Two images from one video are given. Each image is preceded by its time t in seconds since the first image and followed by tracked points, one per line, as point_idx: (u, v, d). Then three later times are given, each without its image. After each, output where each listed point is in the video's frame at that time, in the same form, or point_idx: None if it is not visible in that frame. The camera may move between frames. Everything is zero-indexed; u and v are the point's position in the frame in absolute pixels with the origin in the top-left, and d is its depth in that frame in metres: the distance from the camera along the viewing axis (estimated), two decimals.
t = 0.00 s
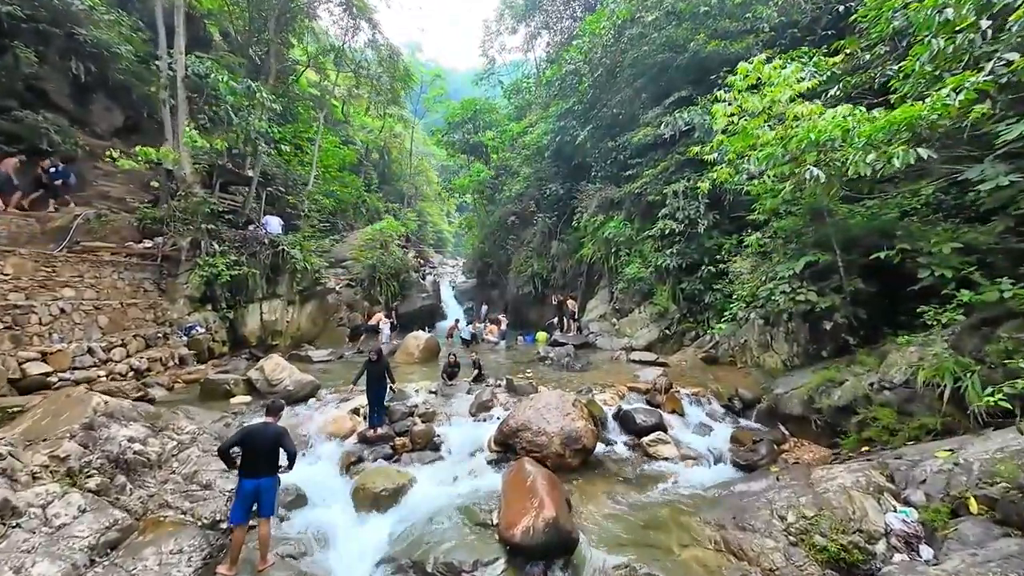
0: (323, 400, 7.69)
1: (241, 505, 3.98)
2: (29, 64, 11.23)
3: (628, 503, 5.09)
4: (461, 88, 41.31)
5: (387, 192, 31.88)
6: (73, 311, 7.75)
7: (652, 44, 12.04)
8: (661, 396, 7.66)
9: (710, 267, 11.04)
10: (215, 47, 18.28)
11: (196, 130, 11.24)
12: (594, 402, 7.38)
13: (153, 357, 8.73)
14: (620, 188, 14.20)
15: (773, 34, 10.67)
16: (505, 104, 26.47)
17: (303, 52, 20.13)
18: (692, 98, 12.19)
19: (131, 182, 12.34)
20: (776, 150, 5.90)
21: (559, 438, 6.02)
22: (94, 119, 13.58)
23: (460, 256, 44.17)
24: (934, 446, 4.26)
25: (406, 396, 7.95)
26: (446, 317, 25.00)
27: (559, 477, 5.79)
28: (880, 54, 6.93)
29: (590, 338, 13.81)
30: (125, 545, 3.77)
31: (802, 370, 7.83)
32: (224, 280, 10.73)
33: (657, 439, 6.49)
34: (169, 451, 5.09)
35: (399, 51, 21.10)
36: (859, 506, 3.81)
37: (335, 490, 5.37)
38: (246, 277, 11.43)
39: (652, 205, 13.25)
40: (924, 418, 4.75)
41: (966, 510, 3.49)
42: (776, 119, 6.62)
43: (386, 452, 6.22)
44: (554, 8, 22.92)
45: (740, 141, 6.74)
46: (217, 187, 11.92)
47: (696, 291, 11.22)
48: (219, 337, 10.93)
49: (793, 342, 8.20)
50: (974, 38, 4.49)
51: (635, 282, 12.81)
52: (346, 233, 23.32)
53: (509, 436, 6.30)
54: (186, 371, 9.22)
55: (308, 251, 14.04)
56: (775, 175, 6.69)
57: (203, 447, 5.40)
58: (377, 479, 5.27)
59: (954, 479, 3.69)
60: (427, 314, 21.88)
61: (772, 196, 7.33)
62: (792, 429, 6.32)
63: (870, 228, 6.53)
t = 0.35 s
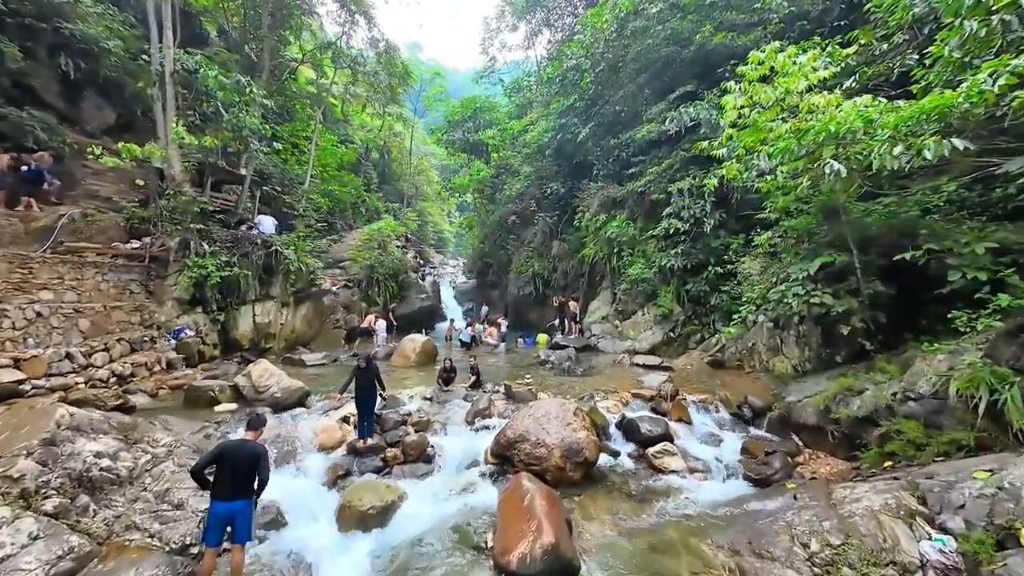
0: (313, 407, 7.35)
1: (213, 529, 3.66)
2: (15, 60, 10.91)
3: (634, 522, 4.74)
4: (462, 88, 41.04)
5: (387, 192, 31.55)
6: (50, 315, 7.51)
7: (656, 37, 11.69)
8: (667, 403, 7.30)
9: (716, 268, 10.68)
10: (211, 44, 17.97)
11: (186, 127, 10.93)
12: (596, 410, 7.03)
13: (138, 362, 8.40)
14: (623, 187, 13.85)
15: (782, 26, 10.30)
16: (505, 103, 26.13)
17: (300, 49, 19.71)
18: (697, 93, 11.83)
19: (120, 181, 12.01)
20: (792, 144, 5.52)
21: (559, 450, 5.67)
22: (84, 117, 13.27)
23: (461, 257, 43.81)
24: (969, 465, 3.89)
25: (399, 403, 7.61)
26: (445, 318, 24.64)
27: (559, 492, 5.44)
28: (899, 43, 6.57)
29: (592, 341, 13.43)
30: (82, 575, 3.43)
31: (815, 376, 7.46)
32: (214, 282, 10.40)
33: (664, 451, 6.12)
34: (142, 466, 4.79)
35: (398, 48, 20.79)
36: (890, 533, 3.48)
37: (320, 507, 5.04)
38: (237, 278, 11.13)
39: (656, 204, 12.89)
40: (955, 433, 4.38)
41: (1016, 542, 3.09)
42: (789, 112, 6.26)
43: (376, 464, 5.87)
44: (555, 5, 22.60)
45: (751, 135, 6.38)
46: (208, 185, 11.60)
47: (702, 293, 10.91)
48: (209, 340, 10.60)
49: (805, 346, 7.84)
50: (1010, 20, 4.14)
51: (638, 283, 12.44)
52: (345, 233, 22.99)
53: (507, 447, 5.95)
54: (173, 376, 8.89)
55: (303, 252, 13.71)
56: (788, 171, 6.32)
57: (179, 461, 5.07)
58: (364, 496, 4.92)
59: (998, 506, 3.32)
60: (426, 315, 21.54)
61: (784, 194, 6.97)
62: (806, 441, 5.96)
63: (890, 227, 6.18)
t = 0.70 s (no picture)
0: (302, 416, 7.02)
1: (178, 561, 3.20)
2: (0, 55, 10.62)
3: (641, 545, 4.37)
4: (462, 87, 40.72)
5: (386, 191, 31.25)
6: (24, 319, 7.19)
7: (661, 30, 11.32)
8: (673, 412, 6.94)
9: (723, 269, 10.31)
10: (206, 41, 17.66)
11: (175, 123, 10.60)
12: (598, 419, 6.66)
13: (121, 367, 8.10)
14: (625, 185, 13.48)
15: (792, 17, 9.90)
16: (506, 101, 25.78)
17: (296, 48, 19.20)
18: (703, 88, 11.45)
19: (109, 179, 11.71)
20: (811, 136, 5.13)
21: (559, 464, 5.30)
22: (74, 114, 12.97)
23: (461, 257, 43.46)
24: (1012, 488, 3.51)
25: (392, 411, 7.26)
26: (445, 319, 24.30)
27: (559, 509, 5.08)
28: (921, 30, 6.19)
29: (594, 344, 13.08)
30: None
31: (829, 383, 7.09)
32: (203, 284, 10.08)
33: (670, 464, 5.73)
34: (109, 483, 4.46)
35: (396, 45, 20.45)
36: (929, 567, 3.06)
37: (301, 528, 4.71)
38: (228, 280, 10.86)
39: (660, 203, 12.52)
40: (992, 450, 4.02)
41: None
42: (805, 103, 5.87)
43: (364, 478, 5.52)
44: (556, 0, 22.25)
45: (763, 129, 6.00)
46: (198, 184, 11.28)
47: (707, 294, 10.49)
48: (198, 343, 10.27)
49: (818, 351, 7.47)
50: None
51: (642, 283, 12.08)
52: (343, 233, 22.68)
53: (503, 460, 5.59)
54: (159, 382, 8.58)
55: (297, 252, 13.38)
56: (803, 165, 5.93)
57: (150, 478, 4.73)
58: (348, 516, 4.58)
59: None
60: (426, 316, 21.20)
61: (798, 190, 6.60)
62: (822, 453, 5.60)
63: (910, 225, 5.82)
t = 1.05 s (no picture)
0: (289, 426, 6.68)
1: None
2: None
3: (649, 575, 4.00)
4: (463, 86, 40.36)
5: (386, 191, 30.91)
6: None
7: (666, 21, 10.94)
8: (679, 422, 6.55)
9: (731, 270, 9.90)
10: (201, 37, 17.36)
11: (164, 120, 10.27)
12: (600, 429, 6.28)
13: (102, 374, 7.80)
14: (629, 183, 13.08)
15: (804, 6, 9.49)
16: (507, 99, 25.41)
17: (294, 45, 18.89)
18: (709, 82, 11.05)
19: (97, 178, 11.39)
20: (833, 126, 4.74)
21: (558, 481, 4.92)
22: (63, 112, 12.66)
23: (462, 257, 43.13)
24: None
25: (383, 421, 6.90)
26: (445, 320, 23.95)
27: (559, 531, 4.71)
28: (946, 15, 5.80)
29: (596, 346, 12.69)
30: None
31: (846, 391, 6.68)
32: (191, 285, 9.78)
33: (678, 479, 5.34)
34: (69, 504, 4.14)
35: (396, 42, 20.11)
36: None
37: (279, 552, 4.37)
38: (218, 281, 10.56)
39: (664, 202, 12.13)
40: None
41: None
42: (823, 91, 5.47)
43: (350, 494, 5.17)
44: None
45: (778, 120, 5.61)
46: (189, 182, 10.94)
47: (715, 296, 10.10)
48: (187, 347, 9.94)
49: (834, 357, 7.06)
50: None
51: (645, 285, 11.68)
52: (341, 233, 22.36)
53: (499, 477, 5.22)
54: (143, 388, 8.25)
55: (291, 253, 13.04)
56: (821, 159, 5.54)
57: (116, 497, 4.39)
58: (327, 540, 4.26)
59: None
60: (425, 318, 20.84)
61: (815, 185, 6.20)
62: (842, 469, 5.22)
63: (935, 223, 5.44)
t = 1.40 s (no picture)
0: (273, 436, 6.30)
1: None
2: None
3: None
4: (464, 84, 39.96)
5: (387, 190, 30.58)
6: None
7: (672, 11, 10.53)
8: (688, 433, 6.13)
9: (740, 270, 9.47)
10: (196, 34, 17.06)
11: (152, 116, 9.92)
12: (604, 441, 5.86)
13: (81, 380, 7.51)
14: (633, 181, 12.67)
15: None
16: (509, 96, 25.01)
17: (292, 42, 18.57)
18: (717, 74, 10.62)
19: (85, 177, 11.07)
20: (862, 113, 4.33)
21: (558, 501, 4.51)
22: (52, 109, 12.35)
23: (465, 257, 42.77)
24: None
25: (373, 432, 6.52)
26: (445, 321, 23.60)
27: (558, 557, 4.31)
28: None
29: (600, 350, 12.28)
30: None
31: (866, 401, 6.26)
32: (178, 287, 9.40)
33: (688, 498, 4.92)
34: (20, 529, 3.80)
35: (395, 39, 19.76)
36: None
37: None
38: (207, 282, 10.21)
39: (670, 200, 11.72)
40: None
41: None
42: (847, 76, 5.04)
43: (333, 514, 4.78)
44: None
45: (796, 109, 5.19)
46: (178, 180, 10.60)
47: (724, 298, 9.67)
48: (175, 351, 9.61)
49: (855, 364, 6.62)
50: None
51: (650, 286, 11.27)
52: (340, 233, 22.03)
53: (493, 495, 4.83)
54: (125, 394, 7.92)
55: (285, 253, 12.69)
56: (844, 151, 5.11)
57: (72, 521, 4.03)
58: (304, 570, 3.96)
59: None
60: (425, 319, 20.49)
61: (835, 180, 5.77)
62: (867, 488, 4.80)
63: (967, 221, 5.04)
